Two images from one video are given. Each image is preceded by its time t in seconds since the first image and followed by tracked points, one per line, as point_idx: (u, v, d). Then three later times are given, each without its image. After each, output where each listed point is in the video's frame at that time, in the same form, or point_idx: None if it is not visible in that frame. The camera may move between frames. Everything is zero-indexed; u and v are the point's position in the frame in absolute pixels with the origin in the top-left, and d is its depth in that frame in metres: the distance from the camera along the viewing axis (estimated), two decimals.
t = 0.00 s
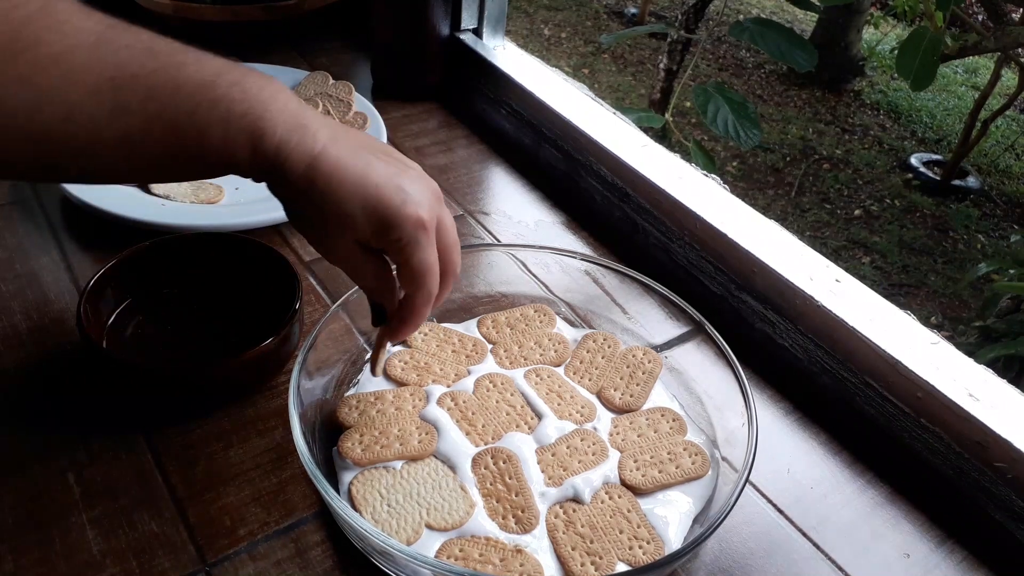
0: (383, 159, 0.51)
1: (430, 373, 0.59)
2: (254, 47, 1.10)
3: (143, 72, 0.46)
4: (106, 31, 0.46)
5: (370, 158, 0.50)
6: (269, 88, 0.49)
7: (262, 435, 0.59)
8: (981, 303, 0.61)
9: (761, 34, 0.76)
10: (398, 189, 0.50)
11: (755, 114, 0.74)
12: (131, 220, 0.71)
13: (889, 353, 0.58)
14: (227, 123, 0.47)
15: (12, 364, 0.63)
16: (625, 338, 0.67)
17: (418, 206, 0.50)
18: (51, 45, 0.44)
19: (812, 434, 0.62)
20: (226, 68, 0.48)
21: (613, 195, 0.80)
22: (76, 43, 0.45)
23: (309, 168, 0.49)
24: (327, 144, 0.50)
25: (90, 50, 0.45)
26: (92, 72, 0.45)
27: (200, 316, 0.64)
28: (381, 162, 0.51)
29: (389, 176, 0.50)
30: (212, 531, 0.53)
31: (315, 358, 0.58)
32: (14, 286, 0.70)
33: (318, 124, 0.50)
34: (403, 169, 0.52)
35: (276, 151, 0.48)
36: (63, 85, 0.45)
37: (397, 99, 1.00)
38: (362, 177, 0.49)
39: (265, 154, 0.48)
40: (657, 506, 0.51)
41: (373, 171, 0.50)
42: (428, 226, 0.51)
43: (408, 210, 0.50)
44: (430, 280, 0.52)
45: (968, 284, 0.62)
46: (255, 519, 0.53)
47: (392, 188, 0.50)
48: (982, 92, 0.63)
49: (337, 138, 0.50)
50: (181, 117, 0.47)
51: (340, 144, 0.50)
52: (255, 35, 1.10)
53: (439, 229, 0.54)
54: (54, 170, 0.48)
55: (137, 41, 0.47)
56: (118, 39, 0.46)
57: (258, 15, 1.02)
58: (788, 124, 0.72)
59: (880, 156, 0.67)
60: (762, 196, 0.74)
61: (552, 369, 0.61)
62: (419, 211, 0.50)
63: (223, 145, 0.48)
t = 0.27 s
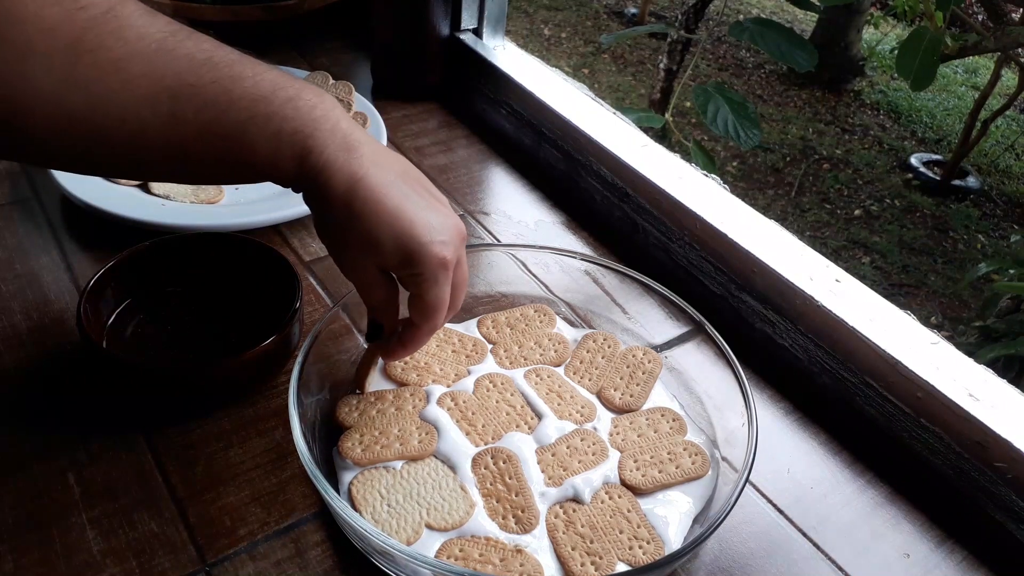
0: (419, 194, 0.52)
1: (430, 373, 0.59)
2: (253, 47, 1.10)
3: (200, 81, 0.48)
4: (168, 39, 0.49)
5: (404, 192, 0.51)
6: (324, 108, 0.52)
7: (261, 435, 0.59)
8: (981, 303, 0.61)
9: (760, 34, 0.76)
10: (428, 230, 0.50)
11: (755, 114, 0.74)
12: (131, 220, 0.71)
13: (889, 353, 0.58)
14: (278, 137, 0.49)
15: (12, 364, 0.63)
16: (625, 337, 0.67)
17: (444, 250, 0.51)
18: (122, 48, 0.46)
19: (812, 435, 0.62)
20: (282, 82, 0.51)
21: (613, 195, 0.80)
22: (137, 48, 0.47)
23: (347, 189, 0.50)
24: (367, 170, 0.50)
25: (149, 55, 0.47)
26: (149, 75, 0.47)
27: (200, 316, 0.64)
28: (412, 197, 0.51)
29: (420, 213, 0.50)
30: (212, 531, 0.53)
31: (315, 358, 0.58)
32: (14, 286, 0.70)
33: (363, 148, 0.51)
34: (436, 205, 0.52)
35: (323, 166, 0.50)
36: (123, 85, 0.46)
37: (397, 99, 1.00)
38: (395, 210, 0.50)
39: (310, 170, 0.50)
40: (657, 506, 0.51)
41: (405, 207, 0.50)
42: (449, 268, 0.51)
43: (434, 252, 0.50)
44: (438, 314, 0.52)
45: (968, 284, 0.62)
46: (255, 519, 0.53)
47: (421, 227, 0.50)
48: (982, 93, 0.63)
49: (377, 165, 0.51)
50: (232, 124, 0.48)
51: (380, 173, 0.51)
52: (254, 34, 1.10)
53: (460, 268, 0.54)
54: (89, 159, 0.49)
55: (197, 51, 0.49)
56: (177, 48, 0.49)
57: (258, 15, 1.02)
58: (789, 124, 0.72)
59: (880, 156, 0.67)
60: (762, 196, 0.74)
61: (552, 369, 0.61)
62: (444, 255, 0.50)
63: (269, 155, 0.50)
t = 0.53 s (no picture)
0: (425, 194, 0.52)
1: (430, 373, 0.59)
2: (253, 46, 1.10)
3: (211, 80, 0.48)
4: (179, 37, 0.48)
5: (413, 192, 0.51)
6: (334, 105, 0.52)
7: (261, 435, 0.59)
8: (981, 303, 0.61)
9: (761, 34, 0.76)
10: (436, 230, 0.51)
11: (756, 114, 0.74)
12: (131, 220, 0.71)
13: (889, 353, 0.58)
14: (288, 136, 0.49)
15: (11, 364, 0.63)
16: (625, 338, 0.67)
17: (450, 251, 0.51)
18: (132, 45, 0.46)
19: (813, 435, 0.62)
20: (293, 80, 0.51)
21: (613, 195, 0.79)
22: (147, 47, 0.46)
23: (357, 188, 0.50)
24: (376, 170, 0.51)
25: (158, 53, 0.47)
26: (158, 74, 0.46)
27: (200, 316, 0.63)
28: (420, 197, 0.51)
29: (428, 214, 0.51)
30: (211, 531, 0.52)
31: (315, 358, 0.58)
32: (13, 286, 0.69)
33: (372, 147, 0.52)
34: (442, 204, 0.53)
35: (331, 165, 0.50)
36: (130, 83, 0.46)
37: (397, 99, 1.00)
38: (404, 209, 0.50)
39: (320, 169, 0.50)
40: (657, 506, 0.51)
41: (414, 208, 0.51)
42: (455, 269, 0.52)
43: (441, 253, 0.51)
44: (441, 313, 0.53)
45: (969, 284, 0.61)
46: (255, 520, 0.53)
47: (429, 228, 0.50)
48: (982, 92, 0.63)
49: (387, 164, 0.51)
50: (242, 124, 0.48)
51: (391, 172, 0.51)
52: (254, 33, 1.10)
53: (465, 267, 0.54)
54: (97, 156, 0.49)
55: (206, 49, 0.48)
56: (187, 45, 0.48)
57: (257, 14, 1.02)
58: (789, 123, 0.72)
59: (880, 155, 0.66)
60: (762, 195, 0.74)
61: (552, 369, 0.60)
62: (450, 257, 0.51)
63: (279, 156, 0.50)
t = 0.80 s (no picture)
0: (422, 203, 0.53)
1: (430, 373, 0.59)
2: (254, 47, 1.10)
3: (207, 93, 0.48)
4: (176, 50, 0.48)
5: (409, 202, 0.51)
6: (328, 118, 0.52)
7: (262, 435, 0.59)
8: (980, 303, 0.62)
9: (760, 34, 0.76)
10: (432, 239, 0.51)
11: (755, 114, 0.74)
12: (131, 221, 0.71)
13: (889, 353, 0.59)
14: (283, 149, 0.50)
15: (13, 364, 0.63)
16: (625, 337, 0.67)
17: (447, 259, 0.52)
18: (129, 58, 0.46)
19: (812, 435, 0.62)
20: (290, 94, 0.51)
21: (612, 195, 0.80)
22: (143, 60, 0.46)
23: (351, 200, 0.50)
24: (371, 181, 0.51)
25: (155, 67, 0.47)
26: (156, 90, 0.47)
27: (200, 316, 0.64)
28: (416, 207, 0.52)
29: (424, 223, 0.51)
30: (212, 531, 0.53)
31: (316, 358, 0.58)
32: (14, 286, 0.70)
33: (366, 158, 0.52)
34: (438, 211, 0.53)
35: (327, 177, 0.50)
36: (128, 98, 0.46)
37: (397, 100, 1.00)
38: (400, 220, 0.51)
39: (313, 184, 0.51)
40: (657, 505, 0.51)
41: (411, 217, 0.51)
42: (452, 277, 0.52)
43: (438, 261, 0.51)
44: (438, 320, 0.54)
45: (967, 284, 0.62)
46: (255, 519, 0.54)
47: (425, 237, 0.51)
48: (982, 92, 0.63)
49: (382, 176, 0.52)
50: (238, 137, 0.49)
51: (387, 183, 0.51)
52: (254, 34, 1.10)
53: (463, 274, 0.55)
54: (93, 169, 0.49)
55: (202, 62, 0.48)
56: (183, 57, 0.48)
57: (258, 15, 1.02)
58: (788, 124, 0.72)
59: (879, 156, 0.67)
60: (762, 196, 0.74)
61: (552, 369, 0.61)
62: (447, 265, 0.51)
63: (274, 171, 0.50)
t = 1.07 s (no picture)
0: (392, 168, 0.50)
1: (430, 374, 0.59)
2: (254, 47, 1.10)
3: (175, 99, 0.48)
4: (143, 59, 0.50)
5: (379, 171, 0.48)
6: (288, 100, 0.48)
7: (261, 435, 0.59)
8: (980, 303, 0.61)
9: (760, 35, 0.76)
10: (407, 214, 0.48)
11: (755, 114, 0.74)
12: (131, 221, 0.71)
13: (889, 354, 0.58)
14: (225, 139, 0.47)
15: (12, 364, 0.63)
16: (625, 337, 0.67)
17: (422, 234, 0.49)
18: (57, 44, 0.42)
19: (812, 435, 0.62)
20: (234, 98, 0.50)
21: (613, 195, 0.80)
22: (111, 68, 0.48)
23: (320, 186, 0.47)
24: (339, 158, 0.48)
25: (87, 50, 0.43)
26: (87, 73, 0.43)
27: (200, 315, 0.64)
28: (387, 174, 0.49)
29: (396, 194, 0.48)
30: (212, 531, 0.53)
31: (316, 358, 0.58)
32: (14, 286, 0.70)
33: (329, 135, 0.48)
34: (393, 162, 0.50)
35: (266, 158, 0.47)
36: (57, 85, 0.42)
37: (397, 100, 1.00)
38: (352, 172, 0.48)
39: (281, 179, 0.47)
40: (657, 506, 0.51)
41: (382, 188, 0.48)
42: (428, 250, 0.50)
43: (412, 239, 0.49)
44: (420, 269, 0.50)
45: (968, 284, 0.62)
46: (255, 519, 0.53)
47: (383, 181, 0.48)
48: (982, 93, 0.63)
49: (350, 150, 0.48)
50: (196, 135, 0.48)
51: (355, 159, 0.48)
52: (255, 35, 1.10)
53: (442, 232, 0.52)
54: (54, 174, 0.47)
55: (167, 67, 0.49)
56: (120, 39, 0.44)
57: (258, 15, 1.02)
58: (788, 124, 0.72)
59: (879, 156, 0.66)
60: (762, 196, 0.74)
61: (552, 369, 0.61)
62: (421, 243, 0.49)
63: (239, 170, 0.47)
